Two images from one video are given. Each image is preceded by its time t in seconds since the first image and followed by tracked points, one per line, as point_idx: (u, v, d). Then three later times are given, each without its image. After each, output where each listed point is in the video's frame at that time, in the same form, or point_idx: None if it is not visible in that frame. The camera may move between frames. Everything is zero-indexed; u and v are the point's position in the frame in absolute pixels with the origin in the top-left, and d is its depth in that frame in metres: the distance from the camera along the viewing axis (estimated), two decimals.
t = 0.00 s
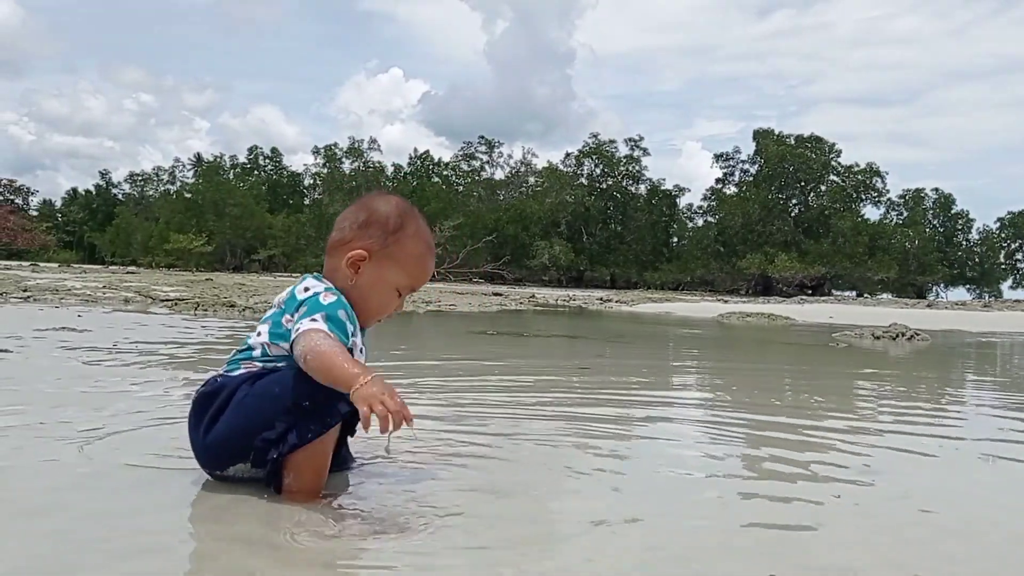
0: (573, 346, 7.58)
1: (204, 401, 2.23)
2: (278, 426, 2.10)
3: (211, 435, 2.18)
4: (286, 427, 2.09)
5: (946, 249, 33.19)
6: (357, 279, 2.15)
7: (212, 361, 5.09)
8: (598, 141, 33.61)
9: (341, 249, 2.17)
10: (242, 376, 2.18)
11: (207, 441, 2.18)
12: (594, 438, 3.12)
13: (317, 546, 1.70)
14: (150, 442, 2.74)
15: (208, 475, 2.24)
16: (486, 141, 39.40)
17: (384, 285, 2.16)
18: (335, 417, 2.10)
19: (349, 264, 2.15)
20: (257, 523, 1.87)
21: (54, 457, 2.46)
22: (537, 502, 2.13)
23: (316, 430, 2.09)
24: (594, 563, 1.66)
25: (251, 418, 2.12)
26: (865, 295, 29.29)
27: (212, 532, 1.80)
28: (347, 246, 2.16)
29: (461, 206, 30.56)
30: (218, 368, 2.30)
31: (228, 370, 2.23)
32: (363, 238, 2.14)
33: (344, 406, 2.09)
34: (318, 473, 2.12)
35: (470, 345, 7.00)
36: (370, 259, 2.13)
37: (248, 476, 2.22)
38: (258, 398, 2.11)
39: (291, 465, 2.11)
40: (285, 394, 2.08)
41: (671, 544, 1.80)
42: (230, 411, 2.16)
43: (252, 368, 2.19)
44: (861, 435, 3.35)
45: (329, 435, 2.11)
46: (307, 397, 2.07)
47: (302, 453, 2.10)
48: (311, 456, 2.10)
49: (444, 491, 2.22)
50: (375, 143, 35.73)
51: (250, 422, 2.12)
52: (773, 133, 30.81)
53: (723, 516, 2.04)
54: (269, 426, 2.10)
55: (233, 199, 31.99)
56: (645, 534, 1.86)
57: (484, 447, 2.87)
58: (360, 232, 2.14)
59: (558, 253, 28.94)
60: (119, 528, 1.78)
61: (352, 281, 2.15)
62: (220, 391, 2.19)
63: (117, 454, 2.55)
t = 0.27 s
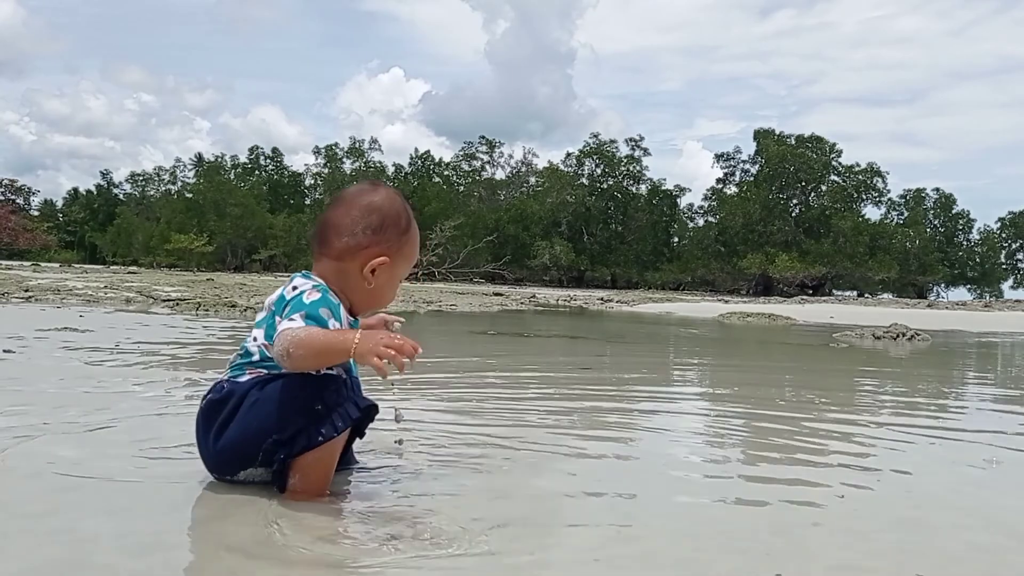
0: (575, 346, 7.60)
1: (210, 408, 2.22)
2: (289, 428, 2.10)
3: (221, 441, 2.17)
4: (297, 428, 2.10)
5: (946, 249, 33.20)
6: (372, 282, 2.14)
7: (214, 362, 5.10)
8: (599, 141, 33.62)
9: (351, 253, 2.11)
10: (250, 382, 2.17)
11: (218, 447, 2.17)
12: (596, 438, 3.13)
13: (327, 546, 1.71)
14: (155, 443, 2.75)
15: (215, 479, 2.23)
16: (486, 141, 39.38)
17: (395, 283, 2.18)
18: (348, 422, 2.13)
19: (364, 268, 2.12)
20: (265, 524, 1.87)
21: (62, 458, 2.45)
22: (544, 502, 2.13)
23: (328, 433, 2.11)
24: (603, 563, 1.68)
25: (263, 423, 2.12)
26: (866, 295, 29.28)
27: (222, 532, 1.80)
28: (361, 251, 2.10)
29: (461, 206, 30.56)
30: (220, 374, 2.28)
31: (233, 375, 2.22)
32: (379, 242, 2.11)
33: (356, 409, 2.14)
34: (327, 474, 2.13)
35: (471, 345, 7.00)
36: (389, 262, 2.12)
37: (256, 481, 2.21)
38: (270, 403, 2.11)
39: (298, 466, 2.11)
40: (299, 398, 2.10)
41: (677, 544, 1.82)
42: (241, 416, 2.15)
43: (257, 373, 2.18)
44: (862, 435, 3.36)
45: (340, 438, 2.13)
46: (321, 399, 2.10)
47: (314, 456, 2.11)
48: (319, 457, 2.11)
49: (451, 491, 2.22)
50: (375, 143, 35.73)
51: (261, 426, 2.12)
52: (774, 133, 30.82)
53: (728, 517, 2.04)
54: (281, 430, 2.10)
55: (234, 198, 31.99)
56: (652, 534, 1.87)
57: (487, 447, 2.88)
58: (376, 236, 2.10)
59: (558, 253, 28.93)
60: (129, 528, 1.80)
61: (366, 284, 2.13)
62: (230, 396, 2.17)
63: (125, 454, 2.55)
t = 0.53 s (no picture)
0: (575, 345, 7.58)
1: (211, 409, 2.19)
2: (292, 427, 2.10)
3: (225, 442, 2.15)
4: (300, 427, 2.10)
5: (946, 249, 33.20)
6: (367, 276, 2.14)
7: (213, 361, 5.09)
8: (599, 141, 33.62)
9: (347, 249, 2.10)
10: (253, 383, 2.14)
11: (220, 448, 2.16)
12: (595, 437, 3.13)
13: (330, 545, 1.69)
14: (153, 442, 2.73)
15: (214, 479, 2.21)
16: (487, 141, 39.36)
17: (387, 276, 2.19)
18: (351, 422, 2.15)
19: (361, 264, 2.12)
20: (265, 522, 1.86)
21: (61, 458, 2.44)
22: (546, 502, 2.11)
23: (331, 432, 2.12)
24: (605, 562, 1.66)
25: (267, 423, 2.10)
26: (866, 295, 29.28)
27: (223, 530, 1.79)
28: (357, 247, 2.10)
29: (462, 206, 30.55)
30: (218, 376, 2.26)
31: (233, 377, 2.20)
32: (373, 237, 2.10)
33: (360, 411, 2.18)
34: (328, 473, 2.14)
35: (471, 345, 7.00)
36: (383, 257, 2.13)
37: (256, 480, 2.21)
38: (275, 404, 2.10)
39: (299, 464, 2.11)
40: (303, 399, 2.10)
41: (681, 544, 1.80)
42: (244, 416, 2.13)
43: (257, 375, 2.16)
44: (861, 434, 3.35)
45: (342, 438, 2.15)
46: (325, 399, 2.11)
47: (316, 454, 2.11)
48: (321, 455, 2.11)
49: (452, 489, 2.21)
50: (376, 143, 35.72)
51: (265, 427, 2.10)
52: (774, 133, 30.84)
53: (731, 517, 2.02)
54: (285, 429, 2.10)
55: (234, 198, 31.97)
56: (654, 534, 1.85)
57: (486, 445, 2.87)
58: (371, 231, 2.09)
59: (558, 253, 28.93)
60: (130, 527, 1.78)
61: (362, 278, 2.13)
62: (230, 398, 2.15)
63: (123, 453, 2.53)
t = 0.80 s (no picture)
0: (573, 345, 7.58)
1: (204, 412, 2.19)
2: (286, 427, 2.10)
3: (219, 443, 2.15)
4: (294, 427, 2.10)
5: (946, 249, 33.22)
6: (358, 275, 2.14)
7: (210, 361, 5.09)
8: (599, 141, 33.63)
9: (337, 250, 2.10)
10: (245, 384, 2.14)
11: (215, 449, 2.16)
12: (592, 436, 3.13)
13: (322, 545, 1.68)
14: (148, 441, 2.73)
15: (209, 480, 2.22)
16: (486, 141, 39.35)
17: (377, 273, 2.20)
18: (345, 421, 2.16)
19: (352, 263, 2.12)
20: (257, 522, 1.85)
21: (55, 457, 2.43)
22: (540, 501, 2.11)
23: (324, 432, 2.11)
24: (597, 563, 1.65)
25: (261, 424, 2.09)
26: (866, 296, 29.28)
27: (216, 530, 1.78)
28: (347, 247, 2.10)
29: (462, 206, 30.56)
30: (212, 377, 2.26)
31: (227, 378, 2.20)
32: (363, 236, 2.11)
33: (354, 410, 2.16)
34: (319, 473, 2.13)
35: (469, 344, 6.99)
36: (374, 256, 2.13)
37: (250, 480, 2.21)
38: (267, 406, 2.09)
39: (293, 462, 2.11)
40: (296, 400, 2.09)
41: (675, 544, 1.79)
42: (237, 418, 2.12)
43: (249, 376, 2.16)
44: (859, 433, 3.35)
45: (335, 438, 2.14)
46: (318, 399, 2.10)
47: (307, 453, 2.11)
48: (314, 455, 2.11)
49: (447, 489, 2.20)
50: (376, 144, 35.71)
51: (259, 428, 2.09)
52: (774, 133, 30.86)
53: (726, 517, 2.01)
54: (278, 431, 2.09)
55: (234, 199, 31.96)
56: (648, 534, 1.85)
57: (482, 445, 2.88)
58: (359, 231, 2.10)
59: (558, 253, 28.92)
60: (121, 527, 1.77)
61: (353, 277, 2.14)
62: (224, 399, 2.15)
63: (117, 452, 2.53)
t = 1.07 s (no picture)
0: (571, 346, 7.58)
1: (196, 413, 2.19)
2: (277, 427, 2.10)
3: (210, 444, 2.15)
4: (285, 426, 2.10)
5: (946, 249, 33.21)
6: (347, 274, 2.15)
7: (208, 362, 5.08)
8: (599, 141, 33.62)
9: (325, 249, 2.10)
10: (236, 385, 2.14)
11: (206, 451, 2.15)
12: (588, 436, 3.12)
13: (313, 546, 1.67)
14: (142, 441, 2.72)
15: (201, 480, 2.21)
16: (486, 141, 39.36)
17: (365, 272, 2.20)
18: (336, 422, 2.16)
19: (340, 263, 2.13)
20: (249, 522, 1.84)
21: (46, 458, 2.42)
22: (535, 501, 2.11)
23: (315, 432, 2.11)
24: (588, 562, 1.65)
25: (253, 424, 2.09)
26: (866, 296, 29.28)
27: (206, 531, 1.77)
28: (335, 246, 2.10)
29: (462, 206, 30.55)
30: (203, 378, 2.25)
31: (218, 379, 2.19)
32: (351, 235, 2.11)
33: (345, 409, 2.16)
34: (310, 472, 2.13)
35: (468, 345, 6.99)
36: (363, 256, 2.14)
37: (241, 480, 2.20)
38: (258, 407, 2.09)
39: (283, 463, 2.10)
40: (287, 401, 2.09)
41: (667, 545, 1.79)
42: (229, 418, 2.12)
43: (240, 377, 2.16)
44: (856, 434, 3.35)
45: (326, 439, 2.14)
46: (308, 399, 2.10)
47: (298, 454, 2.11)
48: (305, 455, 2.10)
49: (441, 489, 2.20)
50: (376, 143, 35.67)
51: (251, 428, 2.09)
52: (774, 133, 30.85)
53: (720, 518, 2.01)
54: (269, 431, 2.09)
55: (234, 198, 31.96)
56: (641, 533, 1.85)
57: (478, 445, 2.87)
58: (348, 230, 2.10)
59: (558, 253, 28.91)
60: (110, 527, 1.76)
61: (341, 277, 2.14)
62: (216, 400, 2.15)
63: (110, 453, 2.52)
